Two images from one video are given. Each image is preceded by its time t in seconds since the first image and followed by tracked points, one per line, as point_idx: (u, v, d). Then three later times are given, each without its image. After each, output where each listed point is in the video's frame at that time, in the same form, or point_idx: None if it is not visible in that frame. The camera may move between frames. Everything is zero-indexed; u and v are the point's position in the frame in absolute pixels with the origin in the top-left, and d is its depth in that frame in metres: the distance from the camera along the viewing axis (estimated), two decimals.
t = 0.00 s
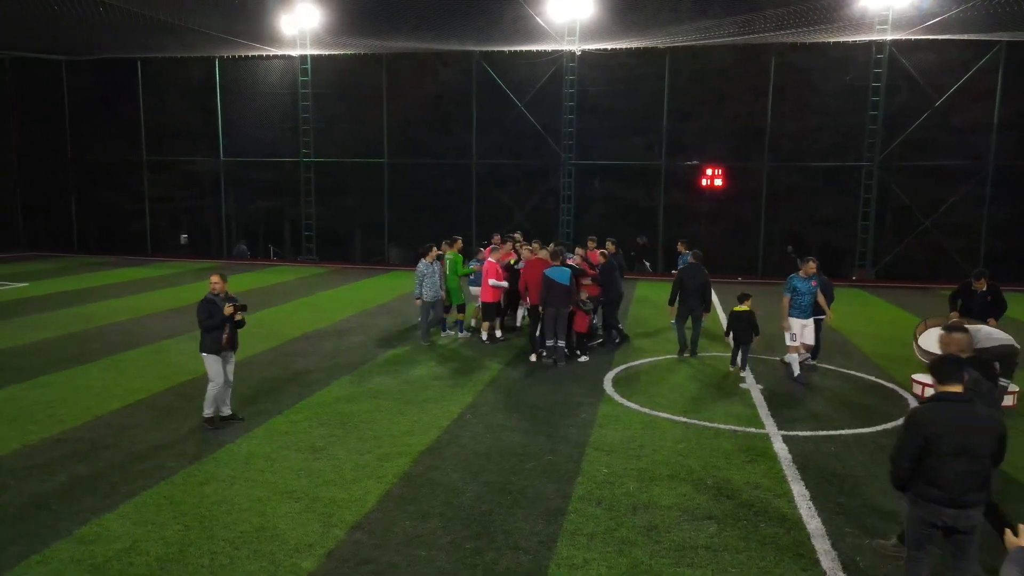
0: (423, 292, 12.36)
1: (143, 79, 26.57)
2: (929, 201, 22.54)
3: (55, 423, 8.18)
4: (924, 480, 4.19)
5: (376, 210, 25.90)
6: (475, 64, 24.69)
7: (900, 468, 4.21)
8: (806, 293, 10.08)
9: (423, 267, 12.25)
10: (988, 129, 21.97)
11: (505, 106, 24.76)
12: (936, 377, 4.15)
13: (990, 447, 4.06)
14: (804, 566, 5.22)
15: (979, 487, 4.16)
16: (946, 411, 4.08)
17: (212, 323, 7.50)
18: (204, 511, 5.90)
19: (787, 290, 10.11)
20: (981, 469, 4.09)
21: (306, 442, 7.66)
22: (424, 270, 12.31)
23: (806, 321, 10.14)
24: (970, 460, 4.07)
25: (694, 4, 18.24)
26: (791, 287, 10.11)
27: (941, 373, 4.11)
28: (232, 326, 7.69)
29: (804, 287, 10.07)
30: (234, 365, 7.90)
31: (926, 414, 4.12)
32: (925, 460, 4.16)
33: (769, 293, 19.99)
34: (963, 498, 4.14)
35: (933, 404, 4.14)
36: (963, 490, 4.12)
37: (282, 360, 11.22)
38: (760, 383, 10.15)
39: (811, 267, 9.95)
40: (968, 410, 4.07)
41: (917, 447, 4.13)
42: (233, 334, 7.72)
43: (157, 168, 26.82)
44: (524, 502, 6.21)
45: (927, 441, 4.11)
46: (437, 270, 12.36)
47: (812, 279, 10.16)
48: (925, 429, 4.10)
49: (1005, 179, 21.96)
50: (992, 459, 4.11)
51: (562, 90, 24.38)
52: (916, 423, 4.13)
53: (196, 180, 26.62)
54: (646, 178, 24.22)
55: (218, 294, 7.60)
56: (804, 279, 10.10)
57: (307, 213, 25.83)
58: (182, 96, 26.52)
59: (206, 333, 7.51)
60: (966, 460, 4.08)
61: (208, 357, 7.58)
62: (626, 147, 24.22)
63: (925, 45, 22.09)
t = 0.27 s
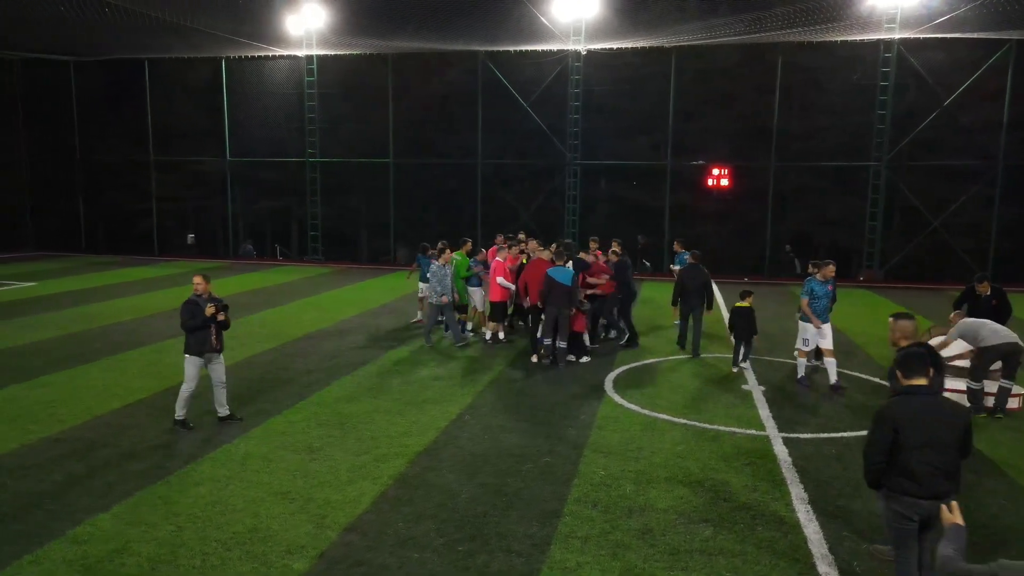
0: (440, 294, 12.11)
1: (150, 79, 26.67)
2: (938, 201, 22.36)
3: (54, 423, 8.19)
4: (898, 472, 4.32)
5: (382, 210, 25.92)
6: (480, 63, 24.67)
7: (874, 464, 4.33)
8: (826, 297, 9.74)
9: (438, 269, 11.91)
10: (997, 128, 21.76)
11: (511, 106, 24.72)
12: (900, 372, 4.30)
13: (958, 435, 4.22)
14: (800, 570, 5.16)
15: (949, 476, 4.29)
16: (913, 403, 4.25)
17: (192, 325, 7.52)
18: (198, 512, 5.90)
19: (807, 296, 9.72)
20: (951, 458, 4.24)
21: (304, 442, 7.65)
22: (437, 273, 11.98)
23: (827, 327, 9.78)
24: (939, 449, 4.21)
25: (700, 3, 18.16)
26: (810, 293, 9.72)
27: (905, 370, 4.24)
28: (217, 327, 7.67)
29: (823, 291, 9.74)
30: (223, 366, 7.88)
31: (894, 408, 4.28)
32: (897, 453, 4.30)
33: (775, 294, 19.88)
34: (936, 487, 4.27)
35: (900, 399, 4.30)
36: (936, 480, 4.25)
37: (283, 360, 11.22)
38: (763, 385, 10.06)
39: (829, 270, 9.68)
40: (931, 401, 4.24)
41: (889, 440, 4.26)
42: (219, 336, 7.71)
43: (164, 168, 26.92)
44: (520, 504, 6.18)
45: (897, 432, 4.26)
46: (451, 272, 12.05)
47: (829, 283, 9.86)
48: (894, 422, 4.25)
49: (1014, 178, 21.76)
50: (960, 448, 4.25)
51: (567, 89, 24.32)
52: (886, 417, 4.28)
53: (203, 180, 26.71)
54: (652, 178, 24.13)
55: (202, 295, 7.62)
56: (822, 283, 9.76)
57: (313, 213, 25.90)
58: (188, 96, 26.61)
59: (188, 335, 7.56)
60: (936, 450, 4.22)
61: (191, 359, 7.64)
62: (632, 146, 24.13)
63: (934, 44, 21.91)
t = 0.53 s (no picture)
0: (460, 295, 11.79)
1: (156, 79, 26.77)
2: (945, 201, 22.18)
3: (50, 422, 8.19)
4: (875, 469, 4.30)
5: (387, 209, 25.92)
6: (485, 63, 24.64)
7: (851, 462, 4.32)
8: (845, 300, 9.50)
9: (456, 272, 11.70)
10: (1006, 127, 21.56)
11: (515, 105, 24.68)
12: (879, 370, 4.28)
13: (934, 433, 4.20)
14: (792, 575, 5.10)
15: (926, 475, 4.30)
16: (891, 401, 4.22)
17: (175, 327, 7.80)
18: (189, 513, 5.88)
19: (824, 299, 9.53)
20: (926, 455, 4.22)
21: (299, 443, 7.63)
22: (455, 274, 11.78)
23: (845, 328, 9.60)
24: (916, 448, 4.20)
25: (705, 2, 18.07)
26: (828, 295, 9.52)
27: (883, 367, 4.23)
28: (198, 326, 7.98)
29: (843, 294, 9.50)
30: (205, 365, 8.18)
31: (871, 405, 4.27)
32: (874, 449, 4.28)
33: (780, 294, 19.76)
34: (912, 484, 4.27)
35: (877, 395, 4.29)
36: (912, 477, 4.26)
37: (283, 360, 11.21)
38: (763, 386, 9.98)
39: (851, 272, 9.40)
40: (908, 398, 4.23)
41: (867, 437, 4.25)
42: (200, 335, 8.02)
43: (169, 168, 27.00)
44: (512, 506, 6.13)
45: (875, 429, 4.25)
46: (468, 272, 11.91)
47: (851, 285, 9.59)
48: (872, 419, 4.24)
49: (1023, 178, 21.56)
50: (937, 447, 4.24)
51: (572, 89, 24.25)
52: (865, 414, 4.26)
53: (209, 180, 26.79)
54: (656, 177, 24.04)
55: (183, 296, 7.88)
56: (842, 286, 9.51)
57: (318, 212, 25.93)
58: (194, 96, 26.68)
59: (172, 336, 7.85)
60: (911, 447, 4.21)
61: (174, 360, 7.94)
62: (637, 146, 24.05)
63: (941, 43, 21.73)
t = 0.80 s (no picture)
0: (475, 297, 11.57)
1: (161, 80, 26.85)
2: (952, 202, 21.98)
3: (44, 423, 8.18)
4: (845, 455, 4.49)
5: (390, 209, 25.90)
6: (488, 63, 24.59)
7: (822, 448, 4.49)
8: (858, 304, 9.61)
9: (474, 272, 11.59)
10: (1014, 127, 21.35)
11: (519, 105, 24.61)
12: (854, 361, 4.42)
13: (903, 422, 4.35)
14: None
15: (893, 461, 4.48)
16: (863, 390, 4.38)
17: (166, 328, 7.97)
18: (176, 515, 5.84)
19: (835, 302, 9.70)
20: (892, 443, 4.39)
21: (291, 444, 7.59)
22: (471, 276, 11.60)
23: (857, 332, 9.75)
24: (885, 435, 4.38)
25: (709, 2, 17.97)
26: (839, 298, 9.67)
27: (858, 357, 4.39)
28: (187, 326, 8.18)
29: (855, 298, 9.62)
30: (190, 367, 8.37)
31: (844, 393, 4.43)
32: (845, 437, 4.47)
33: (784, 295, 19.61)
34: (880, 471, 4.48)
35: (850, 385, 4.45)
36: (880, 463, 4.45)
37: (281, 361, 11.18)
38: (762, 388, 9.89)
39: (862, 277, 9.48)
40: (879, 388, 4.38)
41: (839, 425, 4.43)
42: (187, 335, 8.21)
43: (174, 168, 27.07)
44: (501, 509, 6.07)
45: (848, 418, 4.42)
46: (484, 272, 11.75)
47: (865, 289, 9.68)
48: (845, 409, 4.40)
49: None
50: (906, 435, 4.40)
51: (575, 88, 24.16)
52: (837, 403, 4.43)
53: (214, 181, 26.84)
54: (661, 177, 23.93)
55: (170, 297, 8.06)
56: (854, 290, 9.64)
57: (321, 212, 25.99)
58: (199, 97, 26.74)
59: (162, 336, 8.01)
60: (880, 435, 4.38)
61: (164, 361, 8.08)
62: (641, 147, 23.95)
63: (948, 41, 21.53)
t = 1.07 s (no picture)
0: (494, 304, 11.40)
1: (164, 80, 26.90)
2: (959, 202, 21.76)
3: (33, 423, 8.16)
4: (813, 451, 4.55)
5: (393, 209, 25.86)
6: (490, 62, 24.52)
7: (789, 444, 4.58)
8: (864, 309, 9.34)
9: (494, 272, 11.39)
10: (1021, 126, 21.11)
11: (521, 104, 24.51)
12: (820, 358, 4.55)
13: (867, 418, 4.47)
14: None
15: (858, 458, 4.58)
16: (828, 386, 4.48)
17: (158, 327, 7.95)
18: (156, 518, 5.80)
19: (841, 307, 9.44)
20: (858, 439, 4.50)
21: (279, 446, 7.54)
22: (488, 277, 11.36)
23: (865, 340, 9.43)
24: (849, 431, 4.47)
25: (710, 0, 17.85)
26: (845, 303, 9.41)
27: (825, 356, 4.51)
28: (175, 325, 8.18)
29: (861, 303, 9.34)
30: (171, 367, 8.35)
31: (810, 390, 4.52)
32: (812, 433, 4.54)
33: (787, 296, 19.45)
34: (845, 467, 4.57)
35: (816, 381, 4.55)
36: (845, 459, 4.53)
37: (276, 362, 11.14)
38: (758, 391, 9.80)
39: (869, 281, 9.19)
40: (843, 384, 4.50)
41: (805, 423, 4.50)
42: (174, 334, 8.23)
43: (178, 168, 27.12)
44: (485, 513, 6.00)
45: (813, 416, 4.50)
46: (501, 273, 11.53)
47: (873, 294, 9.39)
48: (812, 405, 4.49)
49: None
50: (870, 431, 4.51)
51: (578, 88, 24.06)
52: (804, 401, 4.51)
53: (217, 181, 26.88)
54: (664, 177, 23.79)
55: (158, 297, 8.05)
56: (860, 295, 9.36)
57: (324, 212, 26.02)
58: (202, 97, 26.78)
59: (153, 336, 7.97)
60: (845, 430, 4.48)
61: (153, 361, 8.04)
62: (644, 146, 23.82)
63: (955, 40, 21.31)
